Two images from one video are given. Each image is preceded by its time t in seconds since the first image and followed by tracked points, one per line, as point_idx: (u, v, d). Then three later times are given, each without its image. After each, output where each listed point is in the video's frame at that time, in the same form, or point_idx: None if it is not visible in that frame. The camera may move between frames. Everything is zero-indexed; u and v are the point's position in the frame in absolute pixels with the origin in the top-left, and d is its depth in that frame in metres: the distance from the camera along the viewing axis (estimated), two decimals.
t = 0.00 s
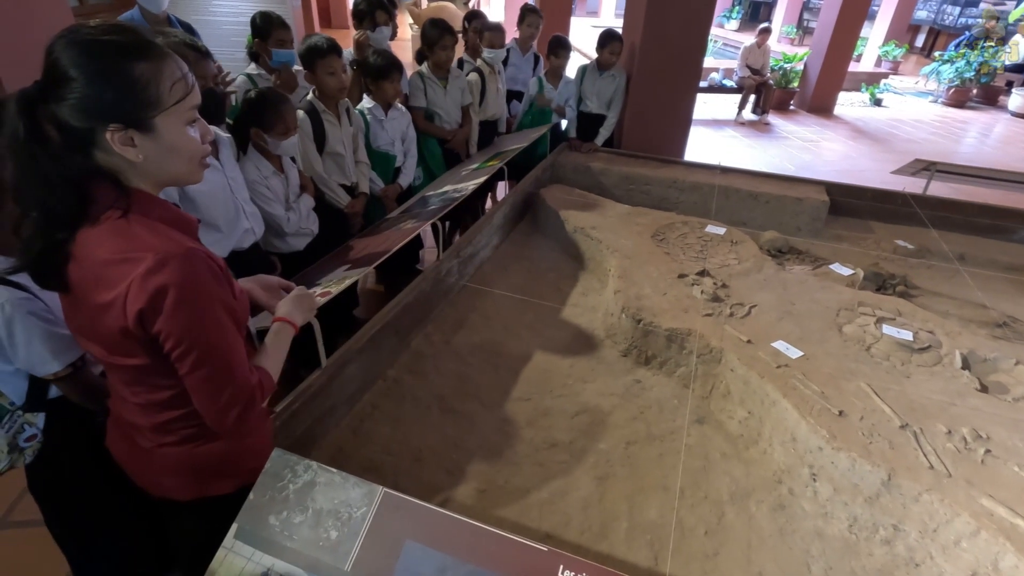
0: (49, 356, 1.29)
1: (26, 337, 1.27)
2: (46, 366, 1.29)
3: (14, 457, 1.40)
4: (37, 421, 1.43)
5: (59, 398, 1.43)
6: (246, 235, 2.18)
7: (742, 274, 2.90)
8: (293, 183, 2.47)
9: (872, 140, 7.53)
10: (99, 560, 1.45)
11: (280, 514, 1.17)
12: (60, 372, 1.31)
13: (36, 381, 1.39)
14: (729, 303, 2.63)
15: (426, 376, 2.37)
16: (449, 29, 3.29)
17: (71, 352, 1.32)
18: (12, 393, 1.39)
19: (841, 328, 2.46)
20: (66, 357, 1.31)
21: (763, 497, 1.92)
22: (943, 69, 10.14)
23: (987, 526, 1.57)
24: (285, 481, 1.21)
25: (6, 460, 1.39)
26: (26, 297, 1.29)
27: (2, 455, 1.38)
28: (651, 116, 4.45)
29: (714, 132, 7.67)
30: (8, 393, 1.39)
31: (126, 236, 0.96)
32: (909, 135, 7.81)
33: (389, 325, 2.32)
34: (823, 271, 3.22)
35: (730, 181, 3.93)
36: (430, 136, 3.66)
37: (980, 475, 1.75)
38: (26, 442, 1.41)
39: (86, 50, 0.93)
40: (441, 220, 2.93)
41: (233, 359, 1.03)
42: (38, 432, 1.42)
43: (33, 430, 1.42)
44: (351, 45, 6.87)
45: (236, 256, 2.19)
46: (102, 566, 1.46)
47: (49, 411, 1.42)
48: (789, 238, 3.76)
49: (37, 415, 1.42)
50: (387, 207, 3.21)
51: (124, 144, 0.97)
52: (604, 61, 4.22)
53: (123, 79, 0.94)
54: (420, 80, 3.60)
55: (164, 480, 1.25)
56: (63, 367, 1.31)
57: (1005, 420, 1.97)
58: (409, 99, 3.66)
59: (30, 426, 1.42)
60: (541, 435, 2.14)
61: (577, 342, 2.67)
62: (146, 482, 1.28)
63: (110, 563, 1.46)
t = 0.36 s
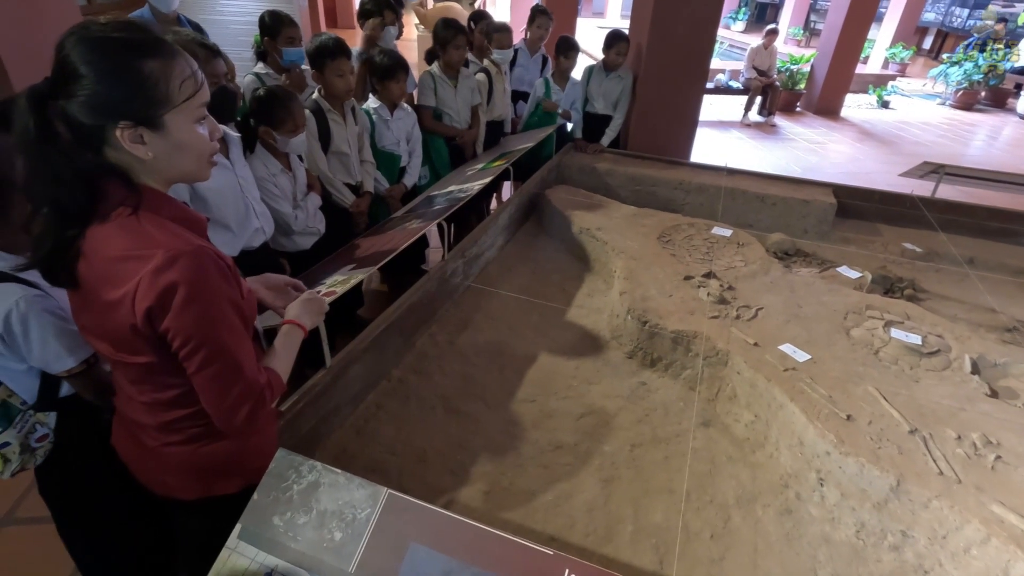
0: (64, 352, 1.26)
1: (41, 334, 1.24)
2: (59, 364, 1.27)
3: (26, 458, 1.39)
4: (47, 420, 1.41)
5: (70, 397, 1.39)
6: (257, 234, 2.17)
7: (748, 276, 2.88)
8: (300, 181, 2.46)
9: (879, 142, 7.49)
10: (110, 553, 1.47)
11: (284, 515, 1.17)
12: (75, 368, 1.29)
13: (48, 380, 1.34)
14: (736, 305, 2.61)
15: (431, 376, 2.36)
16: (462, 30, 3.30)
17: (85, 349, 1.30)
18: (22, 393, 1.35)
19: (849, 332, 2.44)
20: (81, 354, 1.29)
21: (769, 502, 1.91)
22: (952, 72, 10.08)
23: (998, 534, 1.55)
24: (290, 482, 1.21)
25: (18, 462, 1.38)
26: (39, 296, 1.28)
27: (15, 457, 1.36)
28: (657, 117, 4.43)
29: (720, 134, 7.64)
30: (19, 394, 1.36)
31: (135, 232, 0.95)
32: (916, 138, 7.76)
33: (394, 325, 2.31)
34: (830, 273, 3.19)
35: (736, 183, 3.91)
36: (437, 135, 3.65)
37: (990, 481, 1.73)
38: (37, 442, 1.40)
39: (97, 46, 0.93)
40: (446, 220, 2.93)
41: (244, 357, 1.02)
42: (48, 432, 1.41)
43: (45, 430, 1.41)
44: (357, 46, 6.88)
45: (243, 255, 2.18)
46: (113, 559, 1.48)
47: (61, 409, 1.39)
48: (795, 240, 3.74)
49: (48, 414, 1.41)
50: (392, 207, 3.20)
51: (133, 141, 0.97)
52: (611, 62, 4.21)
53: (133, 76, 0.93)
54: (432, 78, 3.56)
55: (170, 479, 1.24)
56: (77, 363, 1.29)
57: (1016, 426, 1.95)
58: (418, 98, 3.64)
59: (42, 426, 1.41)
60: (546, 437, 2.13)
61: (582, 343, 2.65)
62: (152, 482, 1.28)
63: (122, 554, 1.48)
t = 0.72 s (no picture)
0: (78, 347, 1.24)
1: (55, 329, 1.22)
2: (73, 359, 1.25)
3: (42, 455, 1.33)
4: (62, 417, 1.35)
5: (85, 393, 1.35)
6: (265, 233, 2.16)
7: (759, 277, 2.85)
8: (311, 178, 2.46)
9: (891, 143, 7.41)
10: (121, 546, 1.48)
11: (292, 514, 1.16)
12: (89, 364, 1.26)
13: (62, 376, 1.29)
14: (746, 306, 2.59)
15: (438, 376, 2.35)
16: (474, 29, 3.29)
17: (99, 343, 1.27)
18: (36, 390, 1.29)
19: (862, 334, 2.41)
20: (95, 349, 1.27)
21: (780, 506, 1.88)
22: (965, 72, 9.96)
23: (1016, 541, 1.52)
24: (297, 481, 1.19)
25: (33, 459, 1.32)
26: (52, 291, 1.25)
27: (31, 453, 1.30)
28: (667, 116, 4.40)
29: (730, 134, 7.59)
30: (34, 390, 1.29)
31: (140, 230, 0.95)
32: (929, 138, 7.68)
33: (401, 324, 2.30)
34: (842, 275, 3.16)
35: (746, 183, 3.88)
36: (447, 134, 3.66)
37: (1008, 488, 1.70)
38: (52, 439, 1.34)
39: (101, 40, 0.92)
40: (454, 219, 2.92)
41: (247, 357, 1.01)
42: (62, 430, 1.35)
43: (60, 427, 1.35)
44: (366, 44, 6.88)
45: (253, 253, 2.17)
46: (127, 548, 1.49)
47: (75, 405, 1.36)
48: (806, 241, 3.70)
49: (65, 410, 1.35)
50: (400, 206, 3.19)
51: (140, 136, 0.96)
52: (620, 61, 4.18)
53: (139, 69, 0.92)
54: (444, 77, 3.56)
55: (176, 477, 1.23)
56: (92, 359, 1.27)
57: None
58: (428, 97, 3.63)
59: (58, 422, 1.35)
60: (554, 437, 2.11)
61: (590, 344, 2.63)
62: (159, 480, 1.27)
63: (135, 544, 1.50)
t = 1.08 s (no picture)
0: (85, 341, 1.21)
1: (62, 323, 1.21)
2: (82, 354, 1.22)
3: (51, 450, 1.37)
4: (70, 412, 1.39)
5: (93, 388, 1.37)
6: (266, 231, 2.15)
7: (765, 277, 2.84)
8: (316, 176, 2.47)
9: (898, 144, 7.36)
10: (126, 541, 1.48)
11: (294, 510, 1.15)
12: (97, 359, 1.23)
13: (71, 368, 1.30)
14: (752, 306, 2.57)
15: (442, 374, 2.34)
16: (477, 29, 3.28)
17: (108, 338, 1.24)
18: (45, 385, 1.30)
19: (869, 335, 2.39)
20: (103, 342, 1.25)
21: (786, 507, 1.86)
22: (974, 73, 9.89)
23: None
24: (300, 477, 1.19)
25: (43, 454, 1.35)
26: (59, 286, 1.25)
27: (40, 448, 1.34)
28: (673, 116, 4.38)
29: (736, 134, 7.55)
30: (42, 385, 1.30)
31: (141, 226, 0.95)
32: (936, 139, 7.63)
33: (405, 322, 2.30)
34: (848, 276, 3.13)
35: (752, 183, 3.86)
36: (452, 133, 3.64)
37: (1017, 491, 1.68)
38: (61, 434, 1.38)
39: (98, 30, 0.91)
40: (459, 217, 2.91)
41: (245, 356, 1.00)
42: (71, 425, 1.39)
43: (69, 422, 1.39)
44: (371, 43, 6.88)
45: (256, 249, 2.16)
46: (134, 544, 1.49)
47: (85, 400, 1.38)
48: (813, 242, 3.67)
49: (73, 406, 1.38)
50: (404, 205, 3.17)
51: (153, 125, 0.96)
52: (626, 60, 4.17)
53: (143, 56, 0.92)
54: (449, 76, 3.54)
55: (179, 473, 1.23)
56: (100, 353, 1.24)
57: None
58: (433, 96, 3.61)
59: (66, 418, 1.38)
60: (558, 437, 2.10)
61: (594, 343, 2.63)
62: (161, 476, 1.27)
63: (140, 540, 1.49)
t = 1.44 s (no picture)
0: (95, 338, 1.22)
1: (73, 320, 1.21)
2: (91, 350, 1.23)
3: (59, 444, 1.37)
4: (78, 407, 1.38)
5: (101, 382, 1.36)
6: (270, 230, 2.15)
7: (772, 277, 2.82)
8: (323, 174, 2.47)
9: (907, 144, 7.31)
10: (132, 536, 1.48)
11: (299, 506, 1.16)
12: (106, 355, 1.25)
13: (78, 364, 1.31)
14: (759, 306, 2.55)
15: (447, 372, 2.34)
16: (478, 26, 3.26)
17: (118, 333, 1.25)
18: (54, 380, 1.30)
19: (877, 336, 2.37)
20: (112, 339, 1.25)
21: (792, 508, 1.85)
22: (984, 73, 9.82)
23: None
24: (305, 473, 1.19)
25: (51, 448, 1.35)
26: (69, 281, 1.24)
27: (48, 442, 1.34)
28: (680, 115, 4.37)
29: (742, 134, 7.52)
30: (51, 380, 1.31)
31: (145, 225, 0.95)
32: (945, 140, 7.57)
33: (410, 320, 2.30)
34: (856, 276, 3.11)
35: (759, 183, 3.84)
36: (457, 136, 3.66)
37: None
38: (69, 428, 1.37)
39: (99, 28, 0.90)
40: (465, 216, 2.91)
41: (247, 355, 1.00)
42: (79, 419, 1.39)
43: (77, 416, 1.38)
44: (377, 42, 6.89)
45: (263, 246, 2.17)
46: (139, 542, 1.50)
47: (92, 394, 1.37)
48: (820, 242, 3.65)
49: (81, 401, 1.38)
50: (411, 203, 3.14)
51: (158, 124, 0.97)
52: (633, 59, 4.16)
53: (146, 54, 0.92)
54: (454, 76, 3.55)
55: (184, 469, 1.23)
56: (109, 350, 1.25)
57: None
58: (438, 95, 3.62)
59: (74, 412, 1.38)
60: (562, 436, 2.09)
61: (600, 342, 2.62)
62: (166, 472, 1.27)
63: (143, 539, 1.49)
